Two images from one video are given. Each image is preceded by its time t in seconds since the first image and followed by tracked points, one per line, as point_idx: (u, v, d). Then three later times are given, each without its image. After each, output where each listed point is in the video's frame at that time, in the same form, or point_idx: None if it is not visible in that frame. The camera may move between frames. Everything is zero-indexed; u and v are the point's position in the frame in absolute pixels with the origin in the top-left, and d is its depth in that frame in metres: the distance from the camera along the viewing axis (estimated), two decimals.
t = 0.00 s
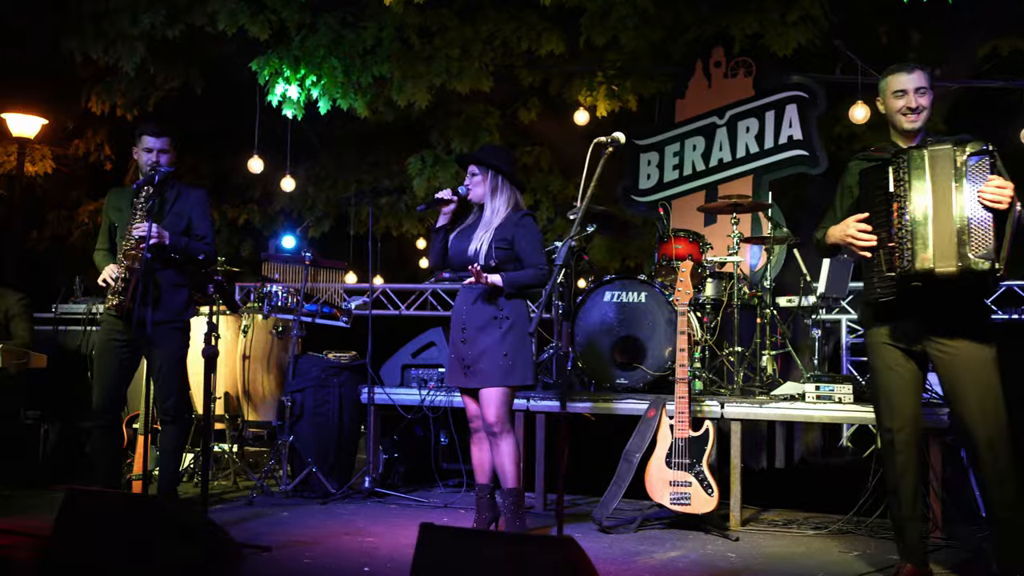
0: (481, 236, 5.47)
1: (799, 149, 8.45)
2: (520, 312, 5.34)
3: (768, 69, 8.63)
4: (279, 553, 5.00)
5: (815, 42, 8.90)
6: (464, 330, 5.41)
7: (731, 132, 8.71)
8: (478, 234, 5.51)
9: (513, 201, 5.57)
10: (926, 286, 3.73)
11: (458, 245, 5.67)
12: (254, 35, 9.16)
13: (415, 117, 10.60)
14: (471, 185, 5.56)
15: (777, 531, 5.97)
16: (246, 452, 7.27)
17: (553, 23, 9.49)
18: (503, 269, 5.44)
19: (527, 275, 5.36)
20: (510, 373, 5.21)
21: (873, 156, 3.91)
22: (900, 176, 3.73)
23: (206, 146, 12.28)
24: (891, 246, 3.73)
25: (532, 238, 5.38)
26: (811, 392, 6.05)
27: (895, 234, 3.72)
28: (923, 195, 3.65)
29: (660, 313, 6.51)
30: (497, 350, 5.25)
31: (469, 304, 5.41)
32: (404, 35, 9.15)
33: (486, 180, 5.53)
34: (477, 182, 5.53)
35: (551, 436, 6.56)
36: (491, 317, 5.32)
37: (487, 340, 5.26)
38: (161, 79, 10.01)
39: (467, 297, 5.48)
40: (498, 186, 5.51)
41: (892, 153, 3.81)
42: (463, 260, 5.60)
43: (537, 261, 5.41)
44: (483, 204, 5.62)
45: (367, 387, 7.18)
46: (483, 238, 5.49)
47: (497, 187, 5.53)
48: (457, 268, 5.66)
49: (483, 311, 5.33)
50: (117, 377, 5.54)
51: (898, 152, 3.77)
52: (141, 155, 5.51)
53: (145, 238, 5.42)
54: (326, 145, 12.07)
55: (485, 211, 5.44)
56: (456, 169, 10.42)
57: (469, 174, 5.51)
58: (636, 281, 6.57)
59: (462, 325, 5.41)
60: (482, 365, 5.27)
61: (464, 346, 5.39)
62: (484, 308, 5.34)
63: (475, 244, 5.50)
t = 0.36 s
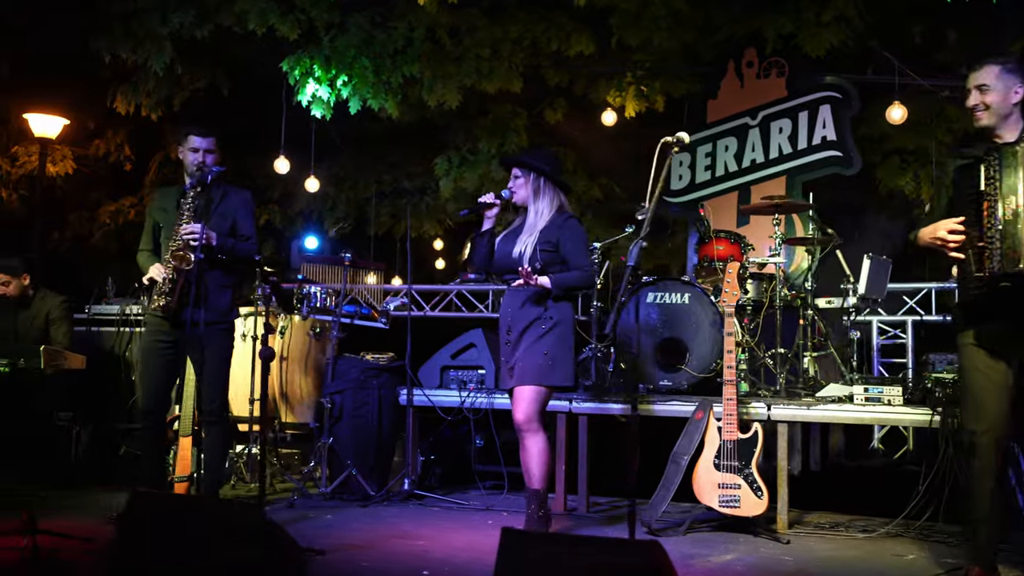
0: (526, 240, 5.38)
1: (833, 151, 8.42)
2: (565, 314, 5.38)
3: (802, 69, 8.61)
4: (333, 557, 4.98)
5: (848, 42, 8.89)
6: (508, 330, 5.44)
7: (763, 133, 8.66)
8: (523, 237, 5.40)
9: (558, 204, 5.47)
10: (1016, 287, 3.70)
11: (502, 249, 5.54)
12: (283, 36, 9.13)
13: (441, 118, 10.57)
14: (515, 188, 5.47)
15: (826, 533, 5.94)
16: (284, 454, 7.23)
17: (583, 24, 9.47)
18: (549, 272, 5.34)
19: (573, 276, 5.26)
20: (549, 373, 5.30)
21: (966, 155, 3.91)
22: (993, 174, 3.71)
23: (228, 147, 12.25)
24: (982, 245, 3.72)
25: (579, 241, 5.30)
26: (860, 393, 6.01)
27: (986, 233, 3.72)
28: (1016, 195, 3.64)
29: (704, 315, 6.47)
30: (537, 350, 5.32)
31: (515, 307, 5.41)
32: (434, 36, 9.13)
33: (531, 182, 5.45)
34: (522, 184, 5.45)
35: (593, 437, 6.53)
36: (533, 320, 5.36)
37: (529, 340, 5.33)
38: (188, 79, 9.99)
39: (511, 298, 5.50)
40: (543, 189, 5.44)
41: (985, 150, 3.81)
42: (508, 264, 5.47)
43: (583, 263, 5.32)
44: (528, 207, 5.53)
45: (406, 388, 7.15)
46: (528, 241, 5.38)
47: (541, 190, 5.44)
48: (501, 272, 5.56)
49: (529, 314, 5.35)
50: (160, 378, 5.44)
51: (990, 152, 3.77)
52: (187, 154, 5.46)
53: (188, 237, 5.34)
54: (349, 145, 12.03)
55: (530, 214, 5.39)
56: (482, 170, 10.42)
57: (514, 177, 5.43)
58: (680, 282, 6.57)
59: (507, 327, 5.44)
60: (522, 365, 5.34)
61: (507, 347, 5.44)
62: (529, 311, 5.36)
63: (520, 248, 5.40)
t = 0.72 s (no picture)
0: (561, 244, 5.22)
1: (853, 152, 8.35)
2: (600, 317, 5.16)
3: (821, 71, 8.63)
4: (374, 563, 4.90)
5: (865, 44, 8.92)
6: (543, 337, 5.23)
7: (783, 134, 8.62)
8: (558, 241, 5.25)
9: (593, 206, 5.30)
10: None
11: (539, 253, 5.40)
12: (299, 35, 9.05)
13: (453, 119, 10.53)
14: (548, 190, 5.31)
15: (861, 538, 5.92)
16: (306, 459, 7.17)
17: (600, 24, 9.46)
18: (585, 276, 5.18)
19: (608, 281, 5.06)
20: (586, 380, 5.08)
21: None
22: None
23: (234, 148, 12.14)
24: None
25: (614, 244, 5.12)
26: (894, 396, 5.95)
27: None
28: None
29: (736, 318, 6.43)
30: (574, 357, 5.10)
31: (550, 312, 5.22)
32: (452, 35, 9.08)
33: (565, 184, 5.28)
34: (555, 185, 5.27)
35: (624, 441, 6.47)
36: (570, 325, 5.15)
37: (564, 346, 5.12)
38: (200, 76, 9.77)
39: (545, 303, 5.30)
40: (577, 190, 5.27)
41: None
42: (545, 269, 5.33)
43: (619, 266, 5.12)
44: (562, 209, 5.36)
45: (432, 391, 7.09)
46: (563, 245, 5.23)
47: (575, 191, 5.27)
48: (537, 276, 5.43)
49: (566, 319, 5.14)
50: (192, 380, 5.39)
51: None
52: (228, 154, 5.41)
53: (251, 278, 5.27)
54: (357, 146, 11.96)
55: (564, 217, 5.23)
56: (496, 171, 10.37)
57: (547, 179, 5.25)
58: (711, 284, 6.52)
59: (542, 333, 5.24)
60: (557, 373, 5.11)
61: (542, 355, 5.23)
62: (564, 317, 5.15)
63: (556, 252, 5.26)
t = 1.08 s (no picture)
0: (570, 240, 4.78)
1: (844, 152, 8.33)
2: (612, 317, 4.76)
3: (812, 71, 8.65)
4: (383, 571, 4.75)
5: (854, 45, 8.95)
6: (552, 337, 4.81)
7: (773, 134, 8.56)
8: (569, 235, 4.80)
9: (607, 201, 4.86)
10: None
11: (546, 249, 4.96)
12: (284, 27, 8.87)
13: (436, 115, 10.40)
14: (560, 182, 4.87)
15: (866, 540, 5.88)
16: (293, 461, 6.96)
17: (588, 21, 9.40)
18: (596, 274, 4.74)
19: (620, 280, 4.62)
20: (598, 383, 4.66)
21: None
22: None
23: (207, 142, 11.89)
24: None
25: (628, 242, 4.69)
26: (901, 398, 5.94)
27: None
28: None
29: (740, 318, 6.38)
30: (586, 359, 4.69)
31: (558, 310, 4.79)
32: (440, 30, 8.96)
33: (579, 176, 4.84)
34: (568, 177, 4.84)
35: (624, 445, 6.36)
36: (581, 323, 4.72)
37: (575, 347, 4.71)
38: (178, 67, 9.73)
39: (554, 301, 4.88)
40: (591, 183, 4.83)
41: None
42: (553, 265, 4.88)
43: (633, 264, 4.69)
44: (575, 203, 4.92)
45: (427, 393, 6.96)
46: (573, 240, 4.77)
47: (589, 184, 4.83)
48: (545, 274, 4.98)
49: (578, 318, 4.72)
50: (189, 382, 5.24)
51: None
52: (228, 147, 5.22)
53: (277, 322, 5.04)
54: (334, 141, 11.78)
55: (576, 211, 4.80)
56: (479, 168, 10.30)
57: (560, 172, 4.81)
58: (714, 284, 6.45)
59: (550, 332, 4.82)
60: (568, 376, 4.71)
61: (551, 356, 4.81)
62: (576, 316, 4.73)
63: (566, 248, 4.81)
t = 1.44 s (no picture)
0: (588, 236, 4.69)
1: (825, 155, 8.37)
2: (626, 318, 4.70)
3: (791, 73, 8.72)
4: None
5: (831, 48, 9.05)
6: (562, 339, 4.68)
7: (755, 136, 8.56)
8: (585, 233, 4.70)
9: (620, 201, 4.81)
10: None
11: (554, 247, 4.83)
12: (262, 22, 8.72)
13: (412, 113, 10.29)
14: (572, 179, 4.78)
15: (862, 541, 5.89)
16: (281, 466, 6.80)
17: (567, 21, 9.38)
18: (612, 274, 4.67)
19: (639, 280, 4.57)
20: (608, 389, 4.57)
21: None
22: None
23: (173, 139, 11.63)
24: None
25: (646, 241, 4.66)
26: (897, 400, 5.94)
27: None
28: None
29: (735, 320, 6.38)
30: (600, 362, 4.58)
31: (569, 312, 4.67)
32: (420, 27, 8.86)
33: (593, 174, 4.78)
34: (582, 175, 4.76)
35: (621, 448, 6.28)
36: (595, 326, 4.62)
37: (588, 350, 4.59)
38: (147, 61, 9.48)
39: (560, 301, 4.76)
40: (605, 181, 4.79)
41: None
42: (565, 263, 4.74)
43: (649, 265, 4.65)
44: (585, 201, 4.83)
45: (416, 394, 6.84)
46: (591, 238, 4.68)
47: (603, 182, 4.78)
48: (552, 273, 4.84)
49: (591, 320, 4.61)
50: (179, 385, 4.93)
51: None
52: (216, 144, 5.03)
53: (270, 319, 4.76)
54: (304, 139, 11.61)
55: (593, 208, 4.72)
56: (454, 167, 10.39)
57: (574, 168, 4.75)
58: (708, 286, 6.43)
59: (560, 334, 4.69)
60: (578, 379, 4.60)
61: (560, 359, 4.68)
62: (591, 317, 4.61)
63: (581, 246, 4.70)
